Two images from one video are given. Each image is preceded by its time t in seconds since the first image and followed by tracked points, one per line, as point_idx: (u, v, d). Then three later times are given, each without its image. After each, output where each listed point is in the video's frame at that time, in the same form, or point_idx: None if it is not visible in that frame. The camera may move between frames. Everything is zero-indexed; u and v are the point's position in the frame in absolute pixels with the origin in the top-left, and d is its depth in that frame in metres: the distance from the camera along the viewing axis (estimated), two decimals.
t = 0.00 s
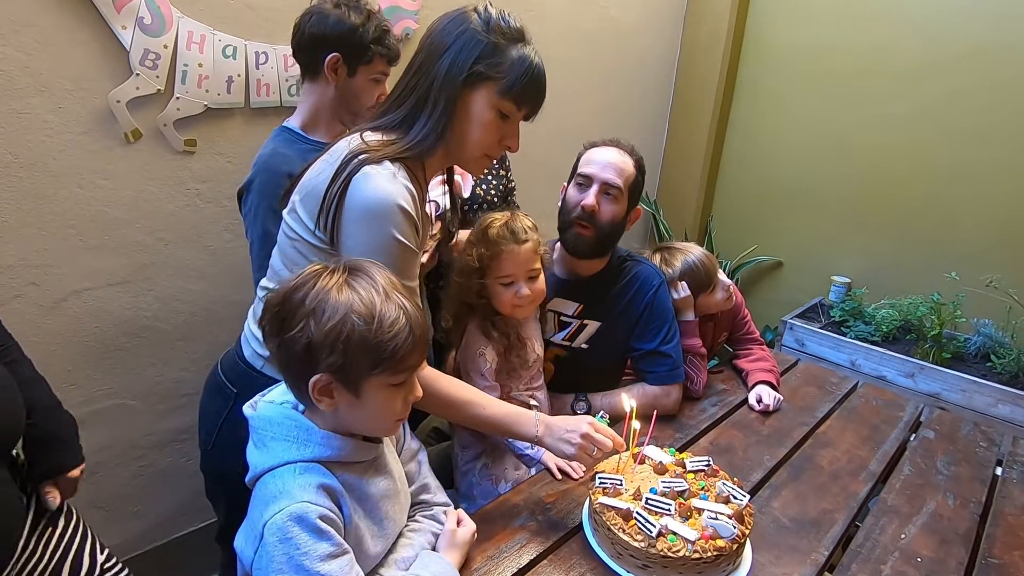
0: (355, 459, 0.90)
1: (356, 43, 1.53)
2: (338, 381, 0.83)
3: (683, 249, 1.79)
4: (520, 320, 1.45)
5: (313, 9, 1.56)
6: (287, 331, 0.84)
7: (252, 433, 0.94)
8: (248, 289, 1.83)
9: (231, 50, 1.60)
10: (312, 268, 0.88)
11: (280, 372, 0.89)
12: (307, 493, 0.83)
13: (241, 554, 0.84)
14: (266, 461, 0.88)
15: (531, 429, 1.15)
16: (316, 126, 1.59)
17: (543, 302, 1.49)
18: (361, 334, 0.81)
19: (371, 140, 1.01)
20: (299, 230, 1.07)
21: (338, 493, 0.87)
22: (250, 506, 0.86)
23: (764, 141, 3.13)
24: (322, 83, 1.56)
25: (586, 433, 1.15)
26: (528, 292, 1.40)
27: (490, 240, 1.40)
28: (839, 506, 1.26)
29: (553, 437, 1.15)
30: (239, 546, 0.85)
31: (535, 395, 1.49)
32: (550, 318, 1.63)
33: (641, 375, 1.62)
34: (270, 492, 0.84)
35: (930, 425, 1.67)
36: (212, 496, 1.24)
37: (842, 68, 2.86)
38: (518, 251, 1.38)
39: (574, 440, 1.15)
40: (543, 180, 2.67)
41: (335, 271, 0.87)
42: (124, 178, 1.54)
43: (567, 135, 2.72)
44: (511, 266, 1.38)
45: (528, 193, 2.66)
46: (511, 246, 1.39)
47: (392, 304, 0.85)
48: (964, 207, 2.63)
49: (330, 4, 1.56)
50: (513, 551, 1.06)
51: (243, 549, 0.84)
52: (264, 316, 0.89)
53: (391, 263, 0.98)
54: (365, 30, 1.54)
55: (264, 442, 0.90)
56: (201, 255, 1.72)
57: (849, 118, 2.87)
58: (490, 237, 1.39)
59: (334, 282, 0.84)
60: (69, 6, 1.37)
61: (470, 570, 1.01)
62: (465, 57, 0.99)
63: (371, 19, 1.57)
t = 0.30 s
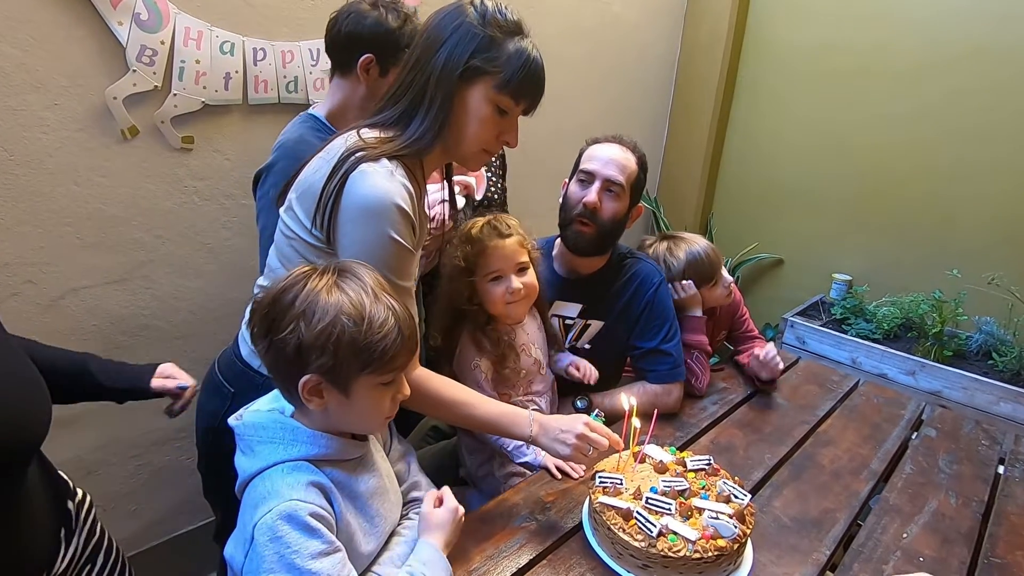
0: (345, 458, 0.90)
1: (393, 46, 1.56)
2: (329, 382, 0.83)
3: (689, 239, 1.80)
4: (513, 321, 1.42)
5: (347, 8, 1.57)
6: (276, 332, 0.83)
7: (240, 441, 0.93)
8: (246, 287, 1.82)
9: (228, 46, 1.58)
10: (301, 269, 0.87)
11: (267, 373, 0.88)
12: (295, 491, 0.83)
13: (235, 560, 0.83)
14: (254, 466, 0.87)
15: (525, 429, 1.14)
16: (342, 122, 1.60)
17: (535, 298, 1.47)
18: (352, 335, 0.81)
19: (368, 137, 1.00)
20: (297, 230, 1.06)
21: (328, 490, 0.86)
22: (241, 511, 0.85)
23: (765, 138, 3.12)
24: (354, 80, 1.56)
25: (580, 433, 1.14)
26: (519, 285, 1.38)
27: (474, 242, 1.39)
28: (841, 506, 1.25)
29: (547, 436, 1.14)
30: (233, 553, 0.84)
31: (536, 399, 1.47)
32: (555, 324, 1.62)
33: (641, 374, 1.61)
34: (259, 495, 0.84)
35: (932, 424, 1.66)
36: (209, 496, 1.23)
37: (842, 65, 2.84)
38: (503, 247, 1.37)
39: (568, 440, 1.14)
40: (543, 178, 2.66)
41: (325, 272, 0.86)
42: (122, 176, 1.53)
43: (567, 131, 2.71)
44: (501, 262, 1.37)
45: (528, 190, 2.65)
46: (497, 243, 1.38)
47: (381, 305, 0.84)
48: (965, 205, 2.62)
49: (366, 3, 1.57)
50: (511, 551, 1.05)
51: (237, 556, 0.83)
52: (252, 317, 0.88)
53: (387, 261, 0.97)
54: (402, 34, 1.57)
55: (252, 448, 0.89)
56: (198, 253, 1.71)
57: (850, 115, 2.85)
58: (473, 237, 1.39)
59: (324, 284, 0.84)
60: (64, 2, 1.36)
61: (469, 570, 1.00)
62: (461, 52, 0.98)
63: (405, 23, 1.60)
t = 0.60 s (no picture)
0: (341, 463, 0.89)
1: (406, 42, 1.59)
2: (327, 389, 0.82)
3: (716, 223, 1.83)
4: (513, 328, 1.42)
5: (360, 7, 1.58)
6: (271, 341, 0.82)
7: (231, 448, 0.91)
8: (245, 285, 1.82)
9: (226, 44, 1.58)
10: (292, 275, 0.86)
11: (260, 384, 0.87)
12: (297, 498, 0.83)
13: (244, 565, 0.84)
14: (249, 475, 0.86)
15: (531, 434, 1.14)
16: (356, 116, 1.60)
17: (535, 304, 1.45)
18: (352, 339, 0.81)
19: (365, 134, 1.00)
20: (295, 227, 1.05)
21: (327, 493, 0.87)
22: (242, 520, 0.85)
23: (764, 136, 3.11)
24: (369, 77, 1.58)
25: (590, 452, 1.12)
26: (516, 299, 1.37)
27: (474, 252, 1.38)
28: (841, 504, 1.25)
29: (554, 445, 1.14)
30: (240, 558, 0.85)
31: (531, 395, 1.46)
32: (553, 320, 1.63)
33: (641, 372, 1.61)
34: (258, 504, 0.83)
35: (932, 422, 1.66)
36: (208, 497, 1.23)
37: (842, 63, 2.84)
38: (501, 260, 1.36)
39: (575, 456, 1.13)
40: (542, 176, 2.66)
41: (318, 276, 0.85)
42: (120, 173, 1.52)
43: (567, 129, 2.70)
44: (499, 275, 1.36)
45: (528, 188, 2.64)
46: (495, 255, 1.36)
47: (378, 307, 0.84)
48: (966, 202, 2.62)
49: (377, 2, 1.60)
50: (511, 549, 1.05)
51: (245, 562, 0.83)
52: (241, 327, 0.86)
53: (386, 261, 0.97)
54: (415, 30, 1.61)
55: (246, 456, 0.88)
56: (197, 251, 1.70)
57: (850, 113, 2.85)
58: (470, 249, 1.38)
59: (318, 288, 0.83)
60: None
61: (469, 569, 1.00)
62: (458, 47, 0.98)
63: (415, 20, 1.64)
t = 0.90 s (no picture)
0: (339, 470, 0.90)
1: (396, 34, 1.60)
2: (324, 412, 0.83)
3: (722, 219, 1.87)
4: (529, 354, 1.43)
5: (347, 4, 1.59)
6: (269, 364, 0.83)
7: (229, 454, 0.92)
8: (246, 284, 1.82)
9: (227, 44, 1.58)
10: (292, 294, 0.86)
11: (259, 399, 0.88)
12: (295, 502, 0.83)
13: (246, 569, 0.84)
14: (248, 480, 0.87)
15: (535, 438, 1.12)
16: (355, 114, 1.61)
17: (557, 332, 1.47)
18: (349, 367, 0.81)
19: (366, 135, 1.01)
20: (297, 229, 1.06)
21: (326, 497, 0.87)
22: (242, 524, 0.86)
23: (764, 136, 3.12)
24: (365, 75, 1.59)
25: (599, 459, 1.10)
26: (540, 326, 1.39)
27: (508, 273, 1.41)
28: (840, 503, 1.25)
29: (561, 450, 1.12)
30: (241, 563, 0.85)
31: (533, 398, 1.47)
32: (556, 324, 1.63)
33: (641, 372, 1.60)
34: (258, 508, 0.84)
35: (931, 422, 1.66)
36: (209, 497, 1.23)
37: (842, 63, 2.84)
38: (533, 285, 1.39)
39: (585, 463, 1.10)
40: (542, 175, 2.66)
41: (317, 298, 0.85)
42: (122, 173, 1.53)
43: (567, 129, 2.71)
44: (526, 299, 1.38)
45: (528, 188, 2.65)
46: (528, 280, 1.39)
47: (377, 332, 0.84)
48: (965, 203, 2.62)
49: None
50: (511, 548, 1.05)
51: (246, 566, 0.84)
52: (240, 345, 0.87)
53: (389, 265, 0.97)
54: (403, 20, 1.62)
55: (244, 461, 0.88)
56: (198, 251, 1.70)
57: (850, 113, 2.85)
58: (507, 269, 1.41)
59: (316, 312, 0.83)
60: None
61: (470, 568, 1.00)
62: (458, 47, 0.98)
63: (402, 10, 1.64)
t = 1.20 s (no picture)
0: (336, 476, 0.90)
1: (378, 36, 1.60)
2: (326, 424, 0.84)
3: (720, 221, 1.89)
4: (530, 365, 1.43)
5: (330, 7, 1.60)
6: (272, 375, 0.83)
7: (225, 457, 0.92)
8: (247, 285, 1.83)
9: (230, 47, 1.60)
10: (295, 304, 0.87)
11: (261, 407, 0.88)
12: (295, 508, 0.84)
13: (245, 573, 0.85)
14: (245, 486, 0.87)
15: (536, 440, 1.12)
16: (347, 117, 1.63)
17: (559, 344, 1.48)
18: (352, 381, 0.81)
19: (369, 138, 1.01)
20: (299, 231, 1.06)
21: (324, 502, 0.88)
22: (239, 528, 0.86)
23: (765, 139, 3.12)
24: (348, 76, 1.59)
25: (598, 460, 1.10)
26: (542, 335, 1.39)
27: (511, 282, 1.42)
28: (839, 506, 1.25)
29: (562, 451, 1.12)
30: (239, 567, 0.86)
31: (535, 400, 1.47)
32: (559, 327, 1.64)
33: (642, 373, 1.61)
34: (257, 512, 0.85)
35: (930, 425, 1.67)
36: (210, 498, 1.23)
37: (842, 67, 2.85)
38: (535, 295, 1.39)
39: (585, 464, 1.11)
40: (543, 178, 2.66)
41: (321, 309, 0.85)
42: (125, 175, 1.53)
43: (568, 132, 2.71)
44: (528, 308, 1.39)
45: (529, 190, 2.65)
46: (530, 290, 1.40)
47: (380, 346, 0.85)
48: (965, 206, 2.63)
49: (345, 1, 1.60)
50: (512, 549, 1.06)
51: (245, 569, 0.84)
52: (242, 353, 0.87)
53: (391, 269, 0.98)
54: (385, 21, 1.61)
55: (241, 466, 0.88)
56: (199, 252, 1.71)
57: (850, 117, 2.86)
58: (513, 279, 1.42)
59: (321, 325, 0.83)
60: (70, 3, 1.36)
61: (471, 568, 1.01)
62: (459, 50, 0.99)
63: (386, 11, 1.63)
